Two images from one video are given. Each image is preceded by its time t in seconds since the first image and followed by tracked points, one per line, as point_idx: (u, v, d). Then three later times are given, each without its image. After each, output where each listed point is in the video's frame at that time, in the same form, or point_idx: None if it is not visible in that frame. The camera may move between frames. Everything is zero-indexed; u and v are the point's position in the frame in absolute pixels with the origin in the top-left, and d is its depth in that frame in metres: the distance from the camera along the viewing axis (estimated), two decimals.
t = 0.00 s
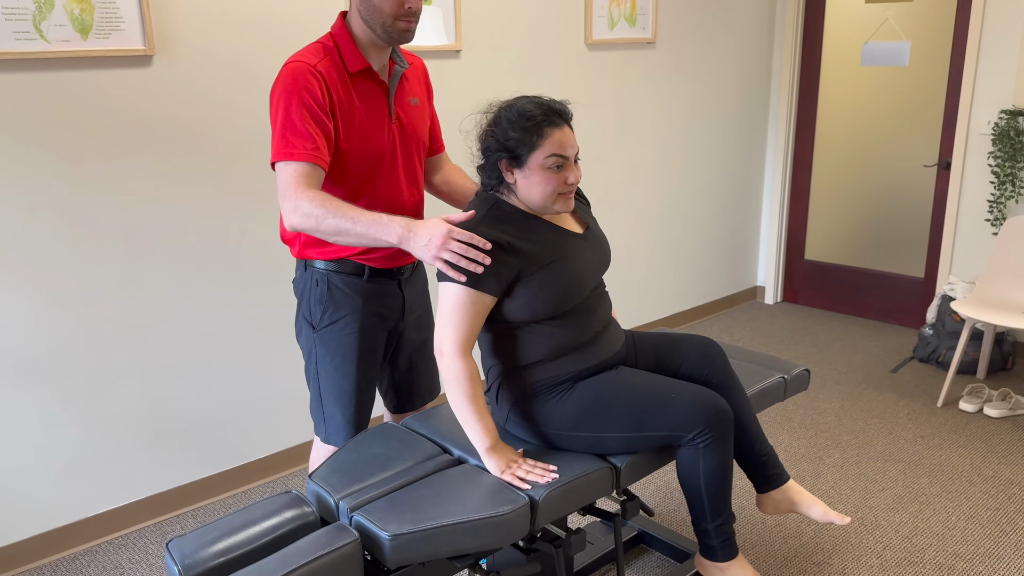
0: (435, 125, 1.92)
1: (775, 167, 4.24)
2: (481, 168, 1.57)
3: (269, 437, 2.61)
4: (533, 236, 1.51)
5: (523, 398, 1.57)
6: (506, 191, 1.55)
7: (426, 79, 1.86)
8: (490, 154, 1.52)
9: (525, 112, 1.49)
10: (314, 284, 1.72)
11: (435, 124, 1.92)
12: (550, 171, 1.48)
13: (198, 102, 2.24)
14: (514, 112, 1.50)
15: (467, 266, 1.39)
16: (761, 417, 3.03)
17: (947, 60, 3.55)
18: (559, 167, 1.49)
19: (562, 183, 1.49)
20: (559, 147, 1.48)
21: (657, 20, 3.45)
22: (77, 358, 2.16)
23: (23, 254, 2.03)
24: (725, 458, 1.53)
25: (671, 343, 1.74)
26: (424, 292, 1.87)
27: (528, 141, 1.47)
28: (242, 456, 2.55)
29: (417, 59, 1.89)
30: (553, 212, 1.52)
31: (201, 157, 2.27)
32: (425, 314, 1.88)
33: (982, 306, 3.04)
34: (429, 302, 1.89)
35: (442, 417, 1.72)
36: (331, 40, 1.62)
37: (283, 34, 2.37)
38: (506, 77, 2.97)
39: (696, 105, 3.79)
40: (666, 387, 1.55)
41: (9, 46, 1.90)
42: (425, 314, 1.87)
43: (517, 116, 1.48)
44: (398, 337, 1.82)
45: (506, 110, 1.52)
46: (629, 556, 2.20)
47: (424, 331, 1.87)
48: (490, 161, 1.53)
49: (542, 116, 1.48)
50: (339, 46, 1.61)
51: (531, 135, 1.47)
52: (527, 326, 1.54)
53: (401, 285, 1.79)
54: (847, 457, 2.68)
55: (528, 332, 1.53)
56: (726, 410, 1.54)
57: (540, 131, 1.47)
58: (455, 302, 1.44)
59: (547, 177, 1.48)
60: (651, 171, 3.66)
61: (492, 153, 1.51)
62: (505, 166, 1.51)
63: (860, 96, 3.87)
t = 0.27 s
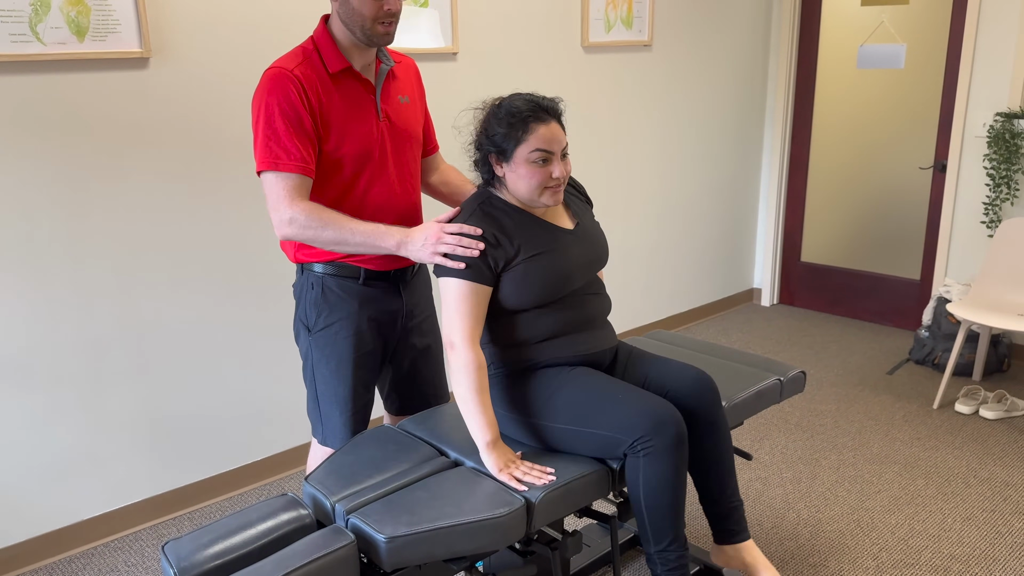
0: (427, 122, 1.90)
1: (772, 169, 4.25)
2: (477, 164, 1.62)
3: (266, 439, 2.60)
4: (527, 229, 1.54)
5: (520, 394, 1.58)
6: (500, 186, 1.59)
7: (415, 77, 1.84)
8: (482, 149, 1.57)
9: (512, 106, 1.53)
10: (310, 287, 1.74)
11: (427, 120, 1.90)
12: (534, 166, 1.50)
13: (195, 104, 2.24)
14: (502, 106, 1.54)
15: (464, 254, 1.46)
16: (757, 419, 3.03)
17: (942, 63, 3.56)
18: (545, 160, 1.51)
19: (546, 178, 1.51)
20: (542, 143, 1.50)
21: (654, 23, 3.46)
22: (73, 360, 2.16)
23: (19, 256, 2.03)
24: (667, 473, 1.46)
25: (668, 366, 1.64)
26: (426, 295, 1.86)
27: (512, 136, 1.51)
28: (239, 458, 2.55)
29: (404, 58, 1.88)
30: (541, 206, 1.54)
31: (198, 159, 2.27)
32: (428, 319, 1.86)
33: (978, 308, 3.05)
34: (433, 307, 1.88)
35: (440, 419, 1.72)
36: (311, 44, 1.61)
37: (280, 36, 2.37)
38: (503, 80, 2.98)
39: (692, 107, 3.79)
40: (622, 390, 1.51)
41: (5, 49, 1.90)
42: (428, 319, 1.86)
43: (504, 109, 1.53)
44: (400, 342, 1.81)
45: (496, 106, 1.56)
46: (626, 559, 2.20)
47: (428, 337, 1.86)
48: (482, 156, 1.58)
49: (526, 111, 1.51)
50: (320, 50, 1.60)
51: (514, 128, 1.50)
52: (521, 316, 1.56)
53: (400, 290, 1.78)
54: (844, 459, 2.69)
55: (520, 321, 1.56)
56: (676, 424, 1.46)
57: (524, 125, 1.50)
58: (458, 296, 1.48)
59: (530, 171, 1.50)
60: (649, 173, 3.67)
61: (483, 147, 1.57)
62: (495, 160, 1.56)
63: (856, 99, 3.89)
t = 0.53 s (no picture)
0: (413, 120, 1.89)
1: (768, 171, 4.26)
2: (473, 164, 1.65)
3: (262, 441, 2.60)
4: (523, 227, 1.55)
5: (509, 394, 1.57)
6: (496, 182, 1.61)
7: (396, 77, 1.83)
8: (476, 143, 1.61)
9: (501, 99, 1.58)
10: (304, 291, 1.73)
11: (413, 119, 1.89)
12: (523, 153, 1.53)
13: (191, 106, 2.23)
14: (492, 100, 1.59)
15: (459, 244, 1.49)
16: (754, 420, 3.03)
17: (937, 65, 3.57)
18: (535, 147, 1.54)
19: (536, 165, 1.53)
20: (530, 130, 1.53)
21: (650, 25, 3.47)
22: (68, 362, 2.15)
23: (14, 258, 2.02)
24: (602, 481, 1.43)
25: (638, 382, 1.60)
26: (422, 298, 1.85)
27: (501, 125, 1.55)
28: (235, 460, 2.54)
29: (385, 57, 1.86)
30: (534, 195, 1.57)
31: (193, 160, 2.27)
32: (424, 322, 1.85)
33: (973, 309, 3.05)
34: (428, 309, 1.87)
35: (437, 421, 1.72)
36: (290, 49, 1.59)
37: (277, 38, 2.37)
38: (499, 81, 2.98)
39: (688, 109, 3.80)
40: (569, 395, 1.50)
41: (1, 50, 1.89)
42: (423, 322, 1.85)
43: (494, 102, 1.58)
44: (395, 345, 1.81)
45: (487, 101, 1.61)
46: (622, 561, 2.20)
47: (425, 341, 1.85)
48: (477, 150, 1.62)
49: (514, 101, 1.56)
50: (300, 54, 1.59)
51: (503, 118, 1.55)
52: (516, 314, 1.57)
53: (394, 292, 1.78)
54: (840, 461, 2.69)
55: (513, 318, 1.57)
56: (609, 432, 1.43)
57: (512, 113, 1.54)
58: (457, 293, 1.50)
59: (520, 158, 1.53)
60: (646, 175, 3.67)
61: (476, 141, 1.61)
62: (488, 152, 1.60)
63: (852, 101, 3.89)
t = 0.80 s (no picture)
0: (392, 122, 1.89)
1: (763, 173, 4.27)
2: (469, 165, 1.67)
3: (257, 443, 2.59)
4: (512, 228, 1.56)
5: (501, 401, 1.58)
6: (491, 181, 1.63)
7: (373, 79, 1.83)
8: (469, 141, 1.63)
9: (493, 96, 1.61)
10: (290, 296, 1.72)
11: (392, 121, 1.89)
12: (516, 146, 1.55)
13: (187, 107, 2.23)
14: (484, 98, 1.62)
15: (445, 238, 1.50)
16: (750, 422, 3.04)
17: (932, 68, 3.59)
18: (528, 140, 1.56)
19: (529, 157, 1.55)
20: (522, 123, 1.55)
21: (646, 27, 3.47)
22: (63, 363, 2.15)
23: (9, 258, 2.01)
24: (607, 497, 1.43)
25: (644, 390, 1.61)
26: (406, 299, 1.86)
27: (493, 120, 1.57)
28: (230, 462, 2.54)
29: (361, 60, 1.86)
30: (528, 188, 1.58)
31: (189, 162, 2.27)
32: (408, 322, 1.85)
33: (968, 311, 3.06)
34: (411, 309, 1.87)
35: (431, 423, 1.72)
36: (269, 52, 1.58)
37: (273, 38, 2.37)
38: (496, 83, 2.98)
39: (684, 111, 3.81)
40: (567, 411, 1.50)
41: None
42: (408, 323, 1.85)
43: (486, 98, 1.61)
44: (381, 347, 1.81)
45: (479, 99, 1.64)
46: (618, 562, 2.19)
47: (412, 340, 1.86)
48: (470, 148, 1.64)
49: (506, 97, 1.59)
50: (280, 57, 1.58)
51: (496, 113, 1.57)
52: (501, 320, 1.57)
53: (379, 295, 1.78)
54: (835, 462, 2.70)
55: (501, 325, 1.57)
56: (610, 448, 1.43)
57: (504, 108, 1.57)
58: (443, 293, 1.51)
59: (514, 151, 1.55)
60: (642, 177, 3.68)
61: (469, 139, 1.63)
62: (481, 149, 1.62)
63: (847, 103, 3.91)
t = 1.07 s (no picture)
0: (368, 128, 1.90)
1: (758, 176, 4.28)
2: (465, 168, 1.67)
3: (252, 446, 2.59)
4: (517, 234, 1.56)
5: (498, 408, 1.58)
6: (491, 181, 1.62)
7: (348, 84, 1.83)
8: (468, 142, 1.63)
9: (493, 96, 1.62)
10: (268, 300, 1.70)
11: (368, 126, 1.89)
12: (519, 144, 1.56)
13: (182, 109, 2.23)
14: (483, 99, 1.63)
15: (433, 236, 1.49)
16: (745, 424, 3.04)
17: (926, 71, 3.60)
18: (530, 138, 1.57)
19: (532, 155, 1.57)
20: (525, 121, 1.57)
21: (641, 30, 3.48)
22: (57, 366, 2.14)
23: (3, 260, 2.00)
24: (618, 504, 1.45)
25: (648, 397, 1.63)
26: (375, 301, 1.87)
27: (495, 119, 1.58)
28: (224, 464, 2.53)
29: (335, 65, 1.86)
30: (530, 187, 1.59)
31: (183, 163, 2.26)
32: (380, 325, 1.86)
33: (963, 313, 3.07)
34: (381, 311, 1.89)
35: (426, 425, 1.72)
36: (253, 56, 1.57)
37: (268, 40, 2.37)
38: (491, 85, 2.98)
39: (680, 114, 3.81)
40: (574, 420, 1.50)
41: None
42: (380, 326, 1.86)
43: (486, 99, 1.62)
44: (355, 350, 1.81)
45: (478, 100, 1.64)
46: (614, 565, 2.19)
47: (384, 342, 1.87)
48: (468, 148, 1.64)
49: (507, 97, 1.60)
50: (265, 62, 1.56)
51: (497, 112, 1.58)
52: (499, 329, 1.56)
53: (354, 296, 1.79)
54: (830, 464, 2.70)
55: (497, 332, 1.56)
56: (622, 460, 1.45)
57: (506, 107, 1.58)
58: (437, 299, 1.50)
59: (516, 149, 1.56)
60: (637, 179, 3.68)
61: (468, 139, 1.63)
62: (481, 148, 1.62)
63: (842, 106, 3.92)
